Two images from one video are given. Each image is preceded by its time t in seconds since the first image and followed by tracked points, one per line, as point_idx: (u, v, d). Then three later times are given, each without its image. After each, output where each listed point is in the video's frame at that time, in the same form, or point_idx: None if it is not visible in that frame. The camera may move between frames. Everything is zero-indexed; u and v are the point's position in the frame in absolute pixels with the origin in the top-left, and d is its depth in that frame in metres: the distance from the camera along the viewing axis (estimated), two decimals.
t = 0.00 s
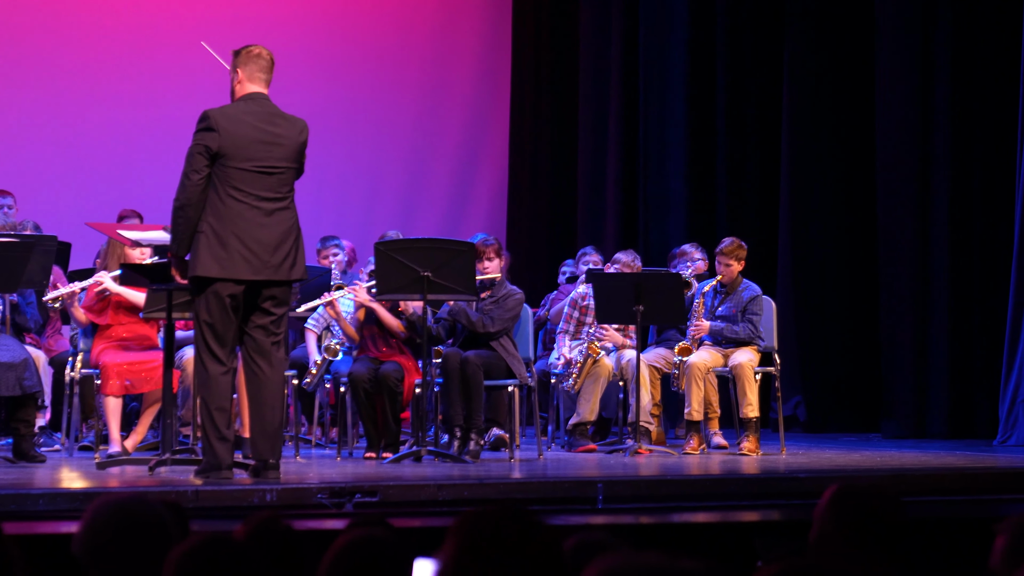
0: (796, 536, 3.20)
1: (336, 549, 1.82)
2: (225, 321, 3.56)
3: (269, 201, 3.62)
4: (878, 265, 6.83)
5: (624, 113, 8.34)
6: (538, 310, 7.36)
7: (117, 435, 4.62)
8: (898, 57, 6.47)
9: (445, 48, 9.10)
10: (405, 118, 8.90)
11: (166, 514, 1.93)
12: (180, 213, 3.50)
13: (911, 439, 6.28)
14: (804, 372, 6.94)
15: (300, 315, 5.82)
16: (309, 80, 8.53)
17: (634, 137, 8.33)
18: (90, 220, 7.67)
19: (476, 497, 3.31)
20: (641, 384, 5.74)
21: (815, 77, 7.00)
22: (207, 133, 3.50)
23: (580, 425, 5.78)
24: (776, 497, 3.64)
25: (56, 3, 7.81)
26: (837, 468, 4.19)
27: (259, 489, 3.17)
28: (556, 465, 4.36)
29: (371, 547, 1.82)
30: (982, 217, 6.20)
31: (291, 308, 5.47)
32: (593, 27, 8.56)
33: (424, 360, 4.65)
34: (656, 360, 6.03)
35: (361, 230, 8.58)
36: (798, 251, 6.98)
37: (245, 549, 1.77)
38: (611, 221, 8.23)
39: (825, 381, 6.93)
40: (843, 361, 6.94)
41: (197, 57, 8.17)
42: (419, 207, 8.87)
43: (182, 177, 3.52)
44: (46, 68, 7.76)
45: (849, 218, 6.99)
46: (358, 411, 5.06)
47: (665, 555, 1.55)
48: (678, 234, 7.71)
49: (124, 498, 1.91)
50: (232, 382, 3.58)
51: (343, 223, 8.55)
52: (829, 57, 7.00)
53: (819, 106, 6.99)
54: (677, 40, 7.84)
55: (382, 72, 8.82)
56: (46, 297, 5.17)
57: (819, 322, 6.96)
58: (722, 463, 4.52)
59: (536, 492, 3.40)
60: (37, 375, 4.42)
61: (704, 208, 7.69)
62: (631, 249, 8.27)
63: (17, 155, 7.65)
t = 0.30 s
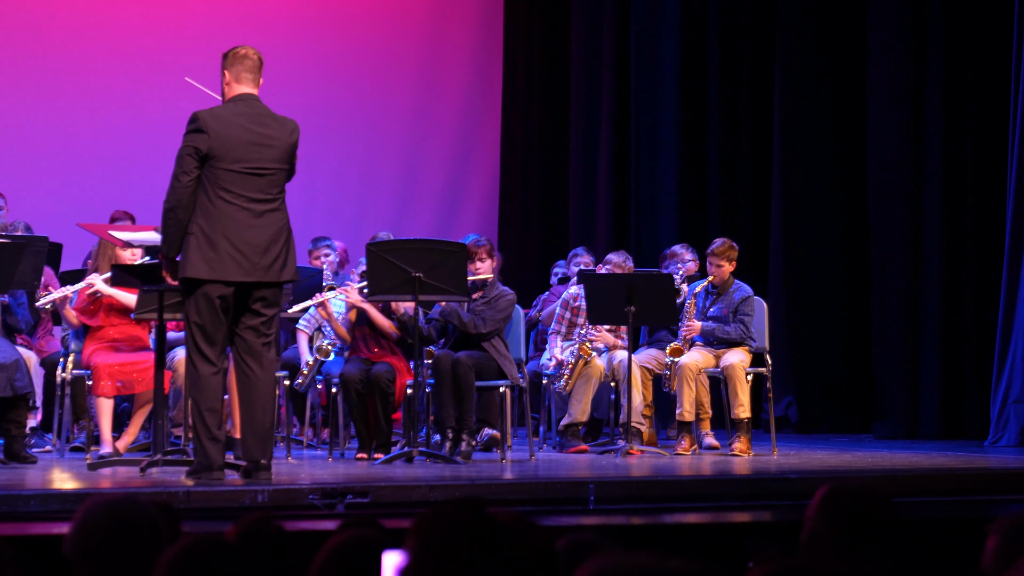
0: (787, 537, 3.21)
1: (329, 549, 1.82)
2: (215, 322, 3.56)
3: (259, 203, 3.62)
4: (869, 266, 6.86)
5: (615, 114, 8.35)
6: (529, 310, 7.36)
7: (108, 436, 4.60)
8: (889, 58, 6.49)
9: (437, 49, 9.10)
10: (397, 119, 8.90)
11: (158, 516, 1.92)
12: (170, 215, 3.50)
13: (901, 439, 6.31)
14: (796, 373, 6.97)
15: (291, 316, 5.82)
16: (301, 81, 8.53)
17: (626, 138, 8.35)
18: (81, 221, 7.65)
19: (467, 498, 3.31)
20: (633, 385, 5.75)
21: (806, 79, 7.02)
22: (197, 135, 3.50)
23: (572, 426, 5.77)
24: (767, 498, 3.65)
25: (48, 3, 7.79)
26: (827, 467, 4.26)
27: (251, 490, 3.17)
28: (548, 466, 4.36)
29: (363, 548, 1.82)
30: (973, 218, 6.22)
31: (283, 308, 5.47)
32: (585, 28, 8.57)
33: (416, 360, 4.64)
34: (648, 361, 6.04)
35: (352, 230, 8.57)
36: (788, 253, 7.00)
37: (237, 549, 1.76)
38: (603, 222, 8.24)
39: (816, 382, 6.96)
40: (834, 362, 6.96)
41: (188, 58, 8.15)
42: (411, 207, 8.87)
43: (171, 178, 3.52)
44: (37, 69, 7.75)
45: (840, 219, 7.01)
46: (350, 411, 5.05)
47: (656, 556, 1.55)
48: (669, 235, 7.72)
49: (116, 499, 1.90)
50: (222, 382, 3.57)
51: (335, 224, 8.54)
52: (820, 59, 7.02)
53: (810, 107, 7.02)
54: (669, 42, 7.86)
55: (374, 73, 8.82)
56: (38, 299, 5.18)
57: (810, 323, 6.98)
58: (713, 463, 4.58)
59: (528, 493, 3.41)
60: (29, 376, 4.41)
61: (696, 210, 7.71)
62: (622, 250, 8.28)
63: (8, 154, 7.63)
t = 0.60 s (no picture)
0: (780, 537, 3.22)
1: (320, 550, 1.81)
2: (207, 323, 3.56)
3: (250, 203, 3.61)
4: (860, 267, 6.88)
5: (608, 114, 8.36)
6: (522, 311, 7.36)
7: (101, 436, 4.59)
8: (881, 60, 6.51)
9: (429, 49, 9.09)
10: (389, 120, 8.90)
11: (149, 515, 1.92)
12: (161, 217, 3.49)
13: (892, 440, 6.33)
14: (790, 373, 7.05)
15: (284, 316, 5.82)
16: (293, 82, 8.52)
17: (618, 139, 8.36)
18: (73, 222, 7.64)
19: (461, 498, 3.32)
20: (625, 385, 5.76)
21: (797, 81, 7.05)
22: (187, 136, 3.50)
23: (564, 427, 5.76)
24: (759, 498, 3.66)
25: (39, 4, 7.78)
26: (819, 467, 4.31)
27: (243, 491, 3.18)
28: (540, 466, 4.38)
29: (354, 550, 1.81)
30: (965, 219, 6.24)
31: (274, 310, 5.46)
32: (577, 29, 8.57)
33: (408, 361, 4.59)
34: (640, 361, 6.05)
35: (344, 231, 8.57)
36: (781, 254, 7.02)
37: (228, 551, 1.76)
38: (596, 222, 8.24)
39: (807, 383, 7.00)
40: (827, 362, 6.98)
41: (180, 58, 8.14)
42: (404, 208, 8.87)
43: (162, 180, 3.52)
44: (27, 69, 7.73)
45: (832, 220, 7.02)
46: (342, 412, 5.04)
47: (650, 556, 1.56)
48: (661, 236, 7.73)
49: (107, 499, 1.90)
50: (214, 383, 3.57)
51: (327, 225, 8.54)
52: (812, 60, 7.03)
53: (802, 109, 7.04)
54: (660, 43, 7.88)
55: (366, 74, 8.81)
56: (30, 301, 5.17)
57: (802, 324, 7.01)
58: (705, 463, 4.63)
59: (521, 493, 3.42)
60: (20, 377, 4.39)
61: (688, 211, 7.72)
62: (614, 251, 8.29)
63: None
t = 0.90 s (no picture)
0: (774, 537, 3.23)
1: (311, 552, 1.80)
2: (199, 323, 3.55)
3: (242, 204, 3.61)
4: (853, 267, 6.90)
5: (602, 115, 8.37)
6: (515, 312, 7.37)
7: (94, 436, 4.59)
8: (875, 61, 6.53)
9: (423, 49, 9.09)
10: (382, 120, 8.89)
11: (142, 515, 1.92)
12: (153, 217, 3.49)
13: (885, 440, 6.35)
14: (783, 374, 7.05)
15: (277, 317, 5.82)
16: (286, 82, 8.52)
17: (612, 140, 8.36)
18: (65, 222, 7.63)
19: (455, 499, 3.32)
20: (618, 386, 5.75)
21: (790, 82, 7.07)
22: (179, 137, 3.49)
23: (557, 428, 5.78)
24: (753, 498, 3.66)
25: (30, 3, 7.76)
26: (812, 467, 4.32)
27: (236, 491, 3.17)
28: (534, 467, 4.39)
29: (346, 550, 1.81)
30: (958, 219, 6.26)
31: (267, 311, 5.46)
32: (571, 30, 8.58)
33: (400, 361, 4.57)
34: (634, 362, 6.06)
35: (338, 231, 8.57)
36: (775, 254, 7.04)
37: (221, 552, 1.75)
38: (590, 222, 8.24)
39: (800, 383, 7.02)
40: (820, 362, 6.99)
41: (173, 58, 8.12)
42: (397, 208, 8.86)
43: (155, 180, 3.52)
44: (19, 69, 7.72)
45: (825, 220, 7.04)
46: (335, 412, 5.03)
47: (644, 557, 1.55)
48: (655, 236, 7.74)
49: (100, 500, 1.90)
50: (207, 383, 3.57)
51: (321, 225, 8.53)
52: (806, 61, 7.04)
53: (795, 110, 7.05)
54: (654, 43, 7.89)
55: (359, 74, 8.81)
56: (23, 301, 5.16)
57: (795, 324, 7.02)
58: (699, 463, 4.67)
59: (516, 494, 3.42)
60: (12, 378, 4.39)
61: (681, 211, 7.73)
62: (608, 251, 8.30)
63: None
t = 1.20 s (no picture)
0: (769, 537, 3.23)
1: (307, 553, 1.80)
2: (194, 323, 3.55)
3: (237, 204, 3.61)
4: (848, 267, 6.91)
5: (597, 115, 8.37)
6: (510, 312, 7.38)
7: (90, 437, 4.58)
8: (869, 62, 6.54)
9: (418, 49, 9.08)
10: (378, 120, 8.89)
11: (138, 515, 1.91)
12: (148, 217, 3.49)
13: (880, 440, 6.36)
14: (778, 374, 7.06)
15: (273, 317, 5.82)
16: (281, 82, 8.51)
17: (607, 140, 8.37)
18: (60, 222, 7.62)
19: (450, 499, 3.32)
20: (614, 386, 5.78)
21: (785, 82, 7.08)
22: (173, 137, 3.49)
23: (553, 428, 5.77)
24: (748, 498, 3.67)
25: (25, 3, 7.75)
26: (807, 467, 4.34)
27: (232, 491, 3.18)
28: (529, 467, 4.40)
29: (342, 550, 1.80)
30: (952, 219, 6.28)
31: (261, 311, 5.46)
32: (567, 30, 8.58)
33: (399, 362, 4.54)
34: (629, 362, 6.06)
35: (333, 231, 8.57)
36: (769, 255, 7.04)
37: (216, 552, 1.75)
38: (585, 222, 8.25)
39: (794, 383, 7.03)
40: (815, 362, 7.00)
41: (168, 58, 8.12)
42: (393, 208, 8.86)
43: (149, 181, 3.51)
44: (13, 68, 7.70)
45: (820, 220, 7.05)
46: (331, 413, 5.04)
47: (640, 556, 1.56)
48: (650, 236, 7.75)
49: (96, 500, 1.90)
50: (202, 384, 3.57)
51: (316, 225, 8.53)
52: (801, 61, 7.06)
53: (790, 110, 7.07)
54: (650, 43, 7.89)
55: (355, 74, 8.81)
56: (18, 301, 5.16)
57: (790, 324, 7.03)
58: (695, 463, 4.68)
59: (511, 494, 3.42)
60: (8, 378, 4.39)
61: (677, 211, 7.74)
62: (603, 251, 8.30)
63: None
